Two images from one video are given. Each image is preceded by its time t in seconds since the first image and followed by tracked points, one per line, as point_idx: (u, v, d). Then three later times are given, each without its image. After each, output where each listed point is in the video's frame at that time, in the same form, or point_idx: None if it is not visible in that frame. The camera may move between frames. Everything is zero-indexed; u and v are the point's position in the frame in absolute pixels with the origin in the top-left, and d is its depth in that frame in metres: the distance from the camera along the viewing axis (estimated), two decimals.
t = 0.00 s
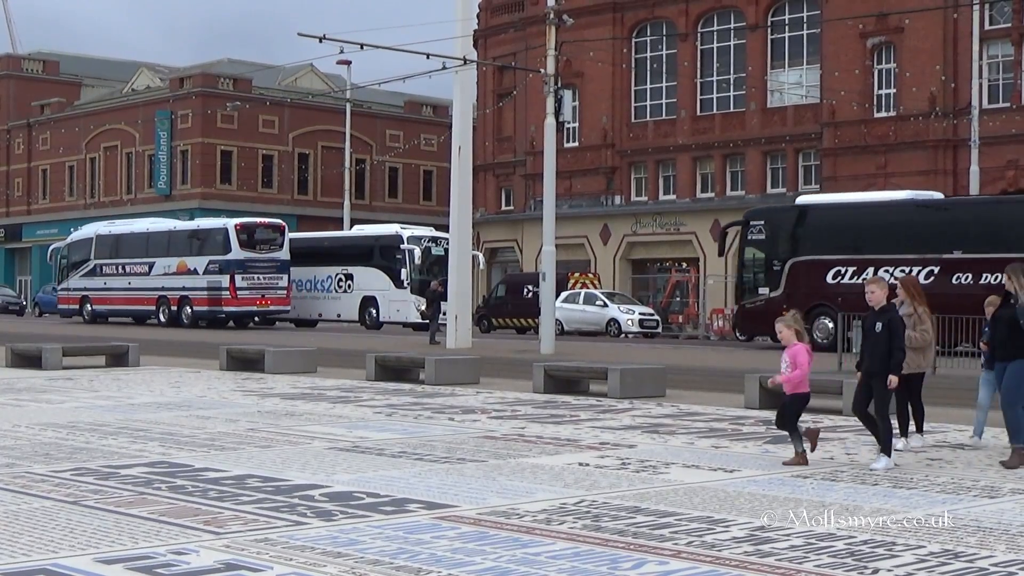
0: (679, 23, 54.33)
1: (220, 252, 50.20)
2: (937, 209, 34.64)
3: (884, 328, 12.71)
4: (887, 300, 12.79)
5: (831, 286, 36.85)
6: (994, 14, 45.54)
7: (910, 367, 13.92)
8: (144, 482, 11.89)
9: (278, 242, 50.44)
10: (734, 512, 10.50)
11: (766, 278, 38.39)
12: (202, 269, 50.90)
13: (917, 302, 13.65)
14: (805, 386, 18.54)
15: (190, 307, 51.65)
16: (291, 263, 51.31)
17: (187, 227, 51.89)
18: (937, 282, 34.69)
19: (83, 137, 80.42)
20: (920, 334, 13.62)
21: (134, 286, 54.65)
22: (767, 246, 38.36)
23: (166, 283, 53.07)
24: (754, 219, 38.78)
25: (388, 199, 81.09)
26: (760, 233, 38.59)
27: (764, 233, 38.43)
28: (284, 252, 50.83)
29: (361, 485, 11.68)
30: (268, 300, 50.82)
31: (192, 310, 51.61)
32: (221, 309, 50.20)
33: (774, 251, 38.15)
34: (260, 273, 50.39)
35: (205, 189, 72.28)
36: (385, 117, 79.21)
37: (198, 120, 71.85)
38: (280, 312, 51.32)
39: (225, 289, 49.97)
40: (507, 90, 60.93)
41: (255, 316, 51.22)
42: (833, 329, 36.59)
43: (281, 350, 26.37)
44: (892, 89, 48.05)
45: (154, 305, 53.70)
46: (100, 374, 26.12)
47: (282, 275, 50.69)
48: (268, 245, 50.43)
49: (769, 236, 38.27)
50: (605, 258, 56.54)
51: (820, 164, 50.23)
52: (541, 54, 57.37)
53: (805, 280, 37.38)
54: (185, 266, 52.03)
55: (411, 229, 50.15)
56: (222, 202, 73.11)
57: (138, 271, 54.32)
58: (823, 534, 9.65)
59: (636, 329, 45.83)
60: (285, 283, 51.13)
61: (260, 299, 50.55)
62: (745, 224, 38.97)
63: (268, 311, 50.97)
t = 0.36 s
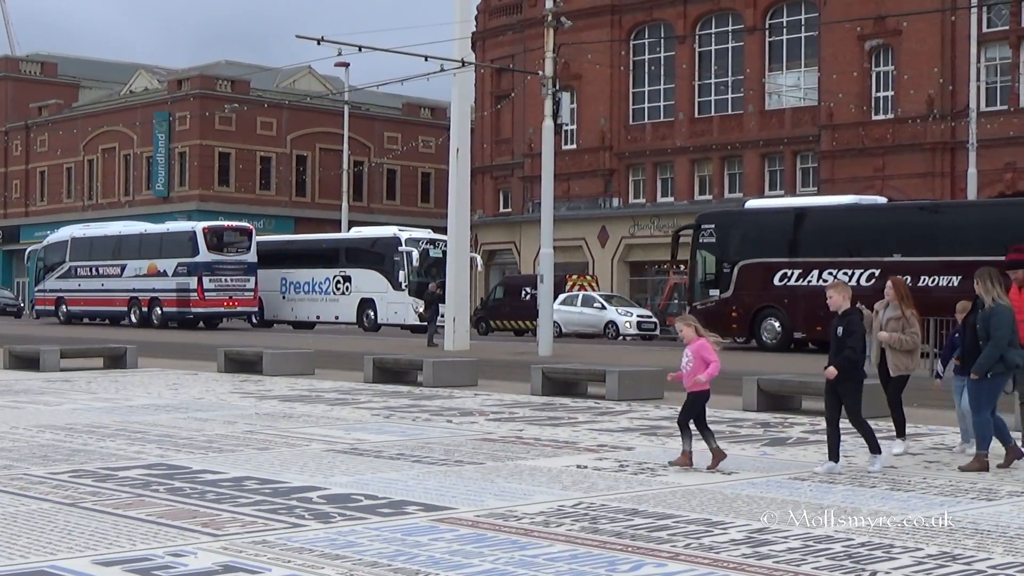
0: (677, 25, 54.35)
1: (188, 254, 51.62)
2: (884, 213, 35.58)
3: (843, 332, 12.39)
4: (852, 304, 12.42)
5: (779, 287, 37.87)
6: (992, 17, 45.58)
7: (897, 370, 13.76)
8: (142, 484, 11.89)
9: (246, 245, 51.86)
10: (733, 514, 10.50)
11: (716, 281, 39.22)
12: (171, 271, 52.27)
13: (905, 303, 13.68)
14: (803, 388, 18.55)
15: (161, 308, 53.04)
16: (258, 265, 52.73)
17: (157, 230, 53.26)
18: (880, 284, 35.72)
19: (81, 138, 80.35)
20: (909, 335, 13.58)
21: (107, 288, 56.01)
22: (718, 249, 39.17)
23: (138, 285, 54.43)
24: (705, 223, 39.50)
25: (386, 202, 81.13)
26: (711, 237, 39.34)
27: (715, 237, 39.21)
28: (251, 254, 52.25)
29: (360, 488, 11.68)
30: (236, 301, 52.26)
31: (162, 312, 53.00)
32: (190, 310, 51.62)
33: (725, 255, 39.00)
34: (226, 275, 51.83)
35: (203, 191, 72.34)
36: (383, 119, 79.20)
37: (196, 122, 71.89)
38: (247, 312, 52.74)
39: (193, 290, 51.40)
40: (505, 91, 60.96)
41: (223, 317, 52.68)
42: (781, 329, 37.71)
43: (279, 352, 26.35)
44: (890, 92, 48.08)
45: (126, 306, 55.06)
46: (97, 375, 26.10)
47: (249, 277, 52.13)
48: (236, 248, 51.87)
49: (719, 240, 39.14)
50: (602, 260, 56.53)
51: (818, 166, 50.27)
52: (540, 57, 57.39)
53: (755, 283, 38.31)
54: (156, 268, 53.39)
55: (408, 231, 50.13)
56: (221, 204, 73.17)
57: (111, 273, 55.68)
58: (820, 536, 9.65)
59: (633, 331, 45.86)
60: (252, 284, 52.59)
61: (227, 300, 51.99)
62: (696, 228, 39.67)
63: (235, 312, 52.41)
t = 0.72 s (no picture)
0: (674, 27, 54.33)
1: (157, 257, 52.64)
2: (830, 219, 36.39)
3: (805, 337, 12.28)
4: (813, 306, 12.30)
5: (724, 289, 38.78)
6: (988, 18, 45.63)
7: (891, 372, 13.32)
8: (140, 486, 11.88)
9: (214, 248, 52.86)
10: (730, 516, 10.50)
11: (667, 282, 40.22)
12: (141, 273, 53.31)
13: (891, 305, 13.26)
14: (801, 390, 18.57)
15: (131, 310, 54.14)
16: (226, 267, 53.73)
17: (128, 233, 54.30)
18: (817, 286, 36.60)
19: (78, 140, 80.26)
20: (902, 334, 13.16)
21: (80, 291, 57.04)
22: (667, 251, 40.16)
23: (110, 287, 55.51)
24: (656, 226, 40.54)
25: (383, 204, 81.13)
26: (661, 239, 40.34)
27: (664, 239, 40.23)
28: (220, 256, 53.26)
29: (358, 490, 11.67)
30: (204, 302, 53.31)
31: (132, 313, 54.10)
32: (159, 311, 52.71)
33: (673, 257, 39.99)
34: (194, 277, 52.88)
35: (201, 194, 72.42)
36: (381, 121, 79.19)
37: (193, 124, 71.89)
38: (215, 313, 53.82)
39: (162, 292, 52.47)
40: (502, 94, 60.97)
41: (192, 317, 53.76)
42: (726, 330, 38.69)
43: (277, 355, 26.38)
44: (887, 94, 48.08)
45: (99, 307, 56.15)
46: (96, 378, 26.10)
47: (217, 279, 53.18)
48: (204, 251, 52.87)
49: (670, 241, 40.04)
50: (599, 262, 56.48)
51: (815, 168, 50.31)
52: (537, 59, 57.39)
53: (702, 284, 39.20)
54: (127, 270, 54.47)
55: (406, 233, 50.13)
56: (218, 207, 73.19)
57: (83, 275, 56.76)
58: (818, 537, 9.66)
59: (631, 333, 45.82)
60: (221, 285, 53.61)
61: (196, 302, 53.04)
62: (647, 230, 40.73)
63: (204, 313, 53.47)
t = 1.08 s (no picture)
0: (670, 28, 54.32)
1: (128, 259, 53.95)
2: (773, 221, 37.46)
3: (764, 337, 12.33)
4: (776, 307, 12.35)
5: (673, 290, 39.96)
6: (984, 19, 45.68)
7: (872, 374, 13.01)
8: (136, 489, 11.86)
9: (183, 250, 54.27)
10: (727, 517, 10.50)
11: (619, 283, 41.33)
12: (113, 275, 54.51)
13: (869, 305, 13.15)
14: (797, 392, 18.57)
15: (103, 311, 55.27)
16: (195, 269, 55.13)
17: (99, 236, 55.52)
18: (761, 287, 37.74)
19: (75, 142, 80.20)
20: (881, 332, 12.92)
21: (53, 293, 58.04)
22: (619, 254, 41.26)
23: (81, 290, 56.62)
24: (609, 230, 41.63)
25: (380, 206, 81.13)
26: (614, 242, 41.45)
27: (617, 243, 41.34)
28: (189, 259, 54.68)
29: (355, 492, 11.66)
30: (174, 304, 54.67)
31: (104, 315, 55.28)
32: (129, 312, 53.96)
33: (626, 259, 41.10)
34: (164, 279, 54.25)
35: (197, 195, 72.46)
36: (378, 123, 79.19)
37: (189, 127, 71.89)
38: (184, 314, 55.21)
39: (133, 293, 53.75)
40: (499, 95, 61.01)
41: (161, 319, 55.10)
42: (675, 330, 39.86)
43: (273, 356, 26.36)
44: (883, 95, 48.07)
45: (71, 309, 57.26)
46: (92, 380, 26.08)
47: (186, 281, 54.59)
48: (173, 253, 54.24)
49: (623, 244, 41.13)
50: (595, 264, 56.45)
51: (812, 169, 50.32)
52: (534, 61, 57.40)
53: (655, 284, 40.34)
54: (98, 273, 55.64)
55: (402, 235, 50.15)
56: (215, 209, 73.20)
57: (55, 277, 57.86)
58: (815, 539, 9.67)
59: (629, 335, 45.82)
60: (190, 288, 55.05)
61: (165, 303, 54.40)
62: (600, 234, 41.83)
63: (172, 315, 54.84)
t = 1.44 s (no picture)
0: (667, 29, 54.34)
1: (100, 261, 54.92)
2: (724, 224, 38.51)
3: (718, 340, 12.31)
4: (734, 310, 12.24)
5: (626, 291, 40.96)
6: (981, 20, 45.77)
7: (828, 376, 12.90)
8: (133, 490, 11.86)
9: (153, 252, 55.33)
10: (724, 518, 10.51)
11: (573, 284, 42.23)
12: (85, 276, 55.42)
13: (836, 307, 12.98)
14: (793, 393, 18.60)
15: (76, 312, 56.18)
16: (164, 270, 56.19)
17: (70, 238, 56.45)
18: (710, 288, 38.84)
19: (72, 143, 80.18)
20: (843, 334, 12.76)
21: (29, 294, 58.84)
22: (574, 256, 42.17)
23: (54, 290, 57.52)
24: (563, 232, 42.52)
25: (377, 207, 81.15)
26: (569, 244, 42.33)
27: (572, 245, 42.23)
28: (159, 261, 55.75)
29: (352, 493, 11.67)
30: (144, 304, 55.70)
31: (77, 315, 56.16)
32: (101, 314, 54.93)
33: (580, 260, 42.01)
34: (135, 280, 55.26)
35: (194, 197, 72.48)
36: (375, 124, 79.19)
37: (186, 128, 71.89)
38: (155, 314, 56.26)
39: (104, 294, 54.73)
40: (495, 96, 61.01)
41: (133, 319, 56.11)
42: (628, 330, 40.86)
43: (268, 358, 26.34)
44: (880, 96, 48.10)
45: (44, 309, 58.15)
46: (89, 381, 26.06)
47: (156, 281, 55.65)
48: (144, 254, 55.28)
49: (578, 245, 42.03)
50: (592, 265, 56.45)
51: (809, 170, 50.33)
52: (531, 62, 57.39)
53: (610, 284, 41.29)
54: (71, 275, 56.55)
55: (400, 236, 50.14)
56: (212, 210, 73.19)
57: (30, 278, 58.75)
58: (812, 539, 9.68)
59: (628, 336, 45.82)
60: (161, 288, 56.15)
61: (137, 304, 55.44)
62: (556, 236, 42.68)
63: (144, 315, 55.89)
